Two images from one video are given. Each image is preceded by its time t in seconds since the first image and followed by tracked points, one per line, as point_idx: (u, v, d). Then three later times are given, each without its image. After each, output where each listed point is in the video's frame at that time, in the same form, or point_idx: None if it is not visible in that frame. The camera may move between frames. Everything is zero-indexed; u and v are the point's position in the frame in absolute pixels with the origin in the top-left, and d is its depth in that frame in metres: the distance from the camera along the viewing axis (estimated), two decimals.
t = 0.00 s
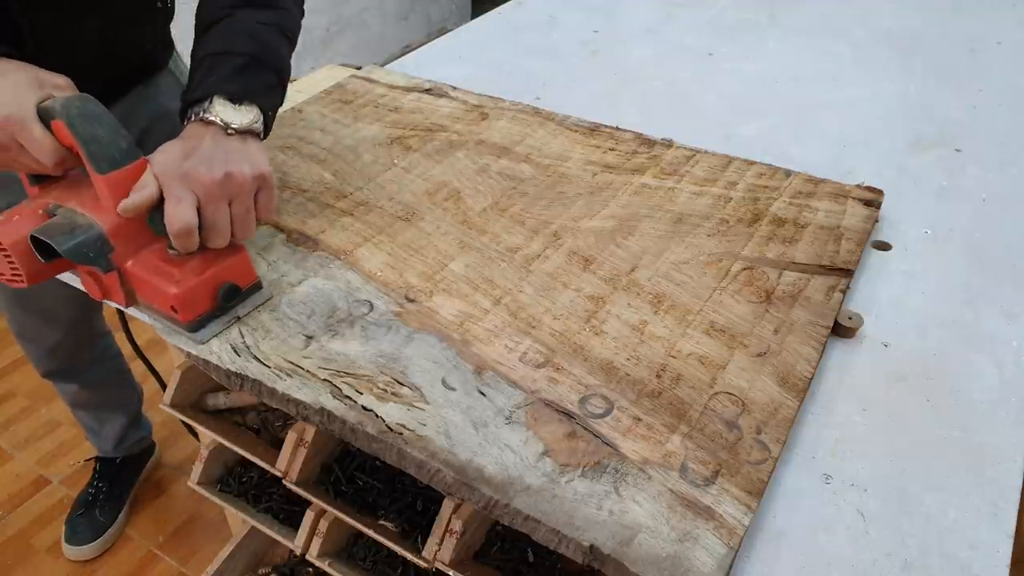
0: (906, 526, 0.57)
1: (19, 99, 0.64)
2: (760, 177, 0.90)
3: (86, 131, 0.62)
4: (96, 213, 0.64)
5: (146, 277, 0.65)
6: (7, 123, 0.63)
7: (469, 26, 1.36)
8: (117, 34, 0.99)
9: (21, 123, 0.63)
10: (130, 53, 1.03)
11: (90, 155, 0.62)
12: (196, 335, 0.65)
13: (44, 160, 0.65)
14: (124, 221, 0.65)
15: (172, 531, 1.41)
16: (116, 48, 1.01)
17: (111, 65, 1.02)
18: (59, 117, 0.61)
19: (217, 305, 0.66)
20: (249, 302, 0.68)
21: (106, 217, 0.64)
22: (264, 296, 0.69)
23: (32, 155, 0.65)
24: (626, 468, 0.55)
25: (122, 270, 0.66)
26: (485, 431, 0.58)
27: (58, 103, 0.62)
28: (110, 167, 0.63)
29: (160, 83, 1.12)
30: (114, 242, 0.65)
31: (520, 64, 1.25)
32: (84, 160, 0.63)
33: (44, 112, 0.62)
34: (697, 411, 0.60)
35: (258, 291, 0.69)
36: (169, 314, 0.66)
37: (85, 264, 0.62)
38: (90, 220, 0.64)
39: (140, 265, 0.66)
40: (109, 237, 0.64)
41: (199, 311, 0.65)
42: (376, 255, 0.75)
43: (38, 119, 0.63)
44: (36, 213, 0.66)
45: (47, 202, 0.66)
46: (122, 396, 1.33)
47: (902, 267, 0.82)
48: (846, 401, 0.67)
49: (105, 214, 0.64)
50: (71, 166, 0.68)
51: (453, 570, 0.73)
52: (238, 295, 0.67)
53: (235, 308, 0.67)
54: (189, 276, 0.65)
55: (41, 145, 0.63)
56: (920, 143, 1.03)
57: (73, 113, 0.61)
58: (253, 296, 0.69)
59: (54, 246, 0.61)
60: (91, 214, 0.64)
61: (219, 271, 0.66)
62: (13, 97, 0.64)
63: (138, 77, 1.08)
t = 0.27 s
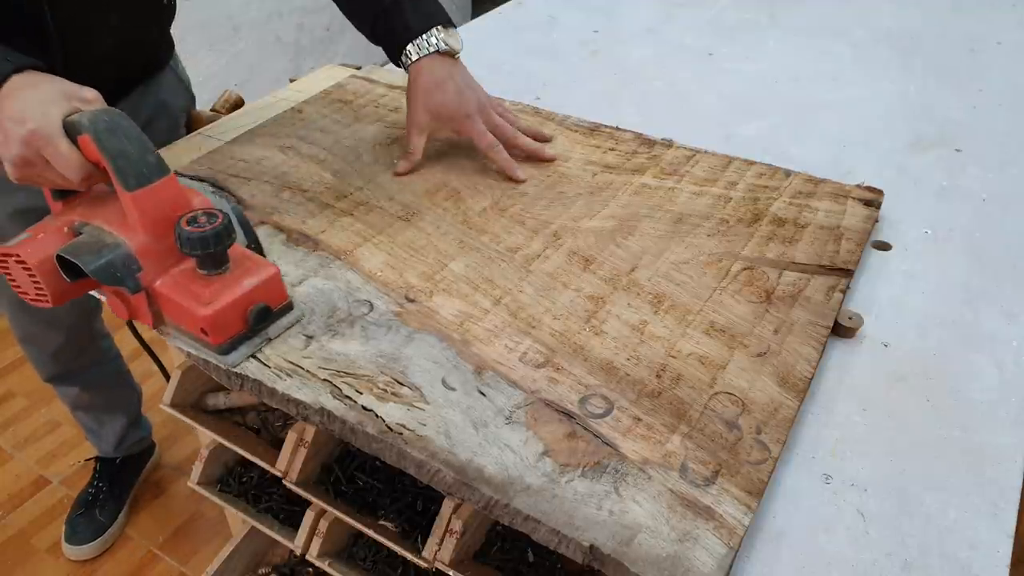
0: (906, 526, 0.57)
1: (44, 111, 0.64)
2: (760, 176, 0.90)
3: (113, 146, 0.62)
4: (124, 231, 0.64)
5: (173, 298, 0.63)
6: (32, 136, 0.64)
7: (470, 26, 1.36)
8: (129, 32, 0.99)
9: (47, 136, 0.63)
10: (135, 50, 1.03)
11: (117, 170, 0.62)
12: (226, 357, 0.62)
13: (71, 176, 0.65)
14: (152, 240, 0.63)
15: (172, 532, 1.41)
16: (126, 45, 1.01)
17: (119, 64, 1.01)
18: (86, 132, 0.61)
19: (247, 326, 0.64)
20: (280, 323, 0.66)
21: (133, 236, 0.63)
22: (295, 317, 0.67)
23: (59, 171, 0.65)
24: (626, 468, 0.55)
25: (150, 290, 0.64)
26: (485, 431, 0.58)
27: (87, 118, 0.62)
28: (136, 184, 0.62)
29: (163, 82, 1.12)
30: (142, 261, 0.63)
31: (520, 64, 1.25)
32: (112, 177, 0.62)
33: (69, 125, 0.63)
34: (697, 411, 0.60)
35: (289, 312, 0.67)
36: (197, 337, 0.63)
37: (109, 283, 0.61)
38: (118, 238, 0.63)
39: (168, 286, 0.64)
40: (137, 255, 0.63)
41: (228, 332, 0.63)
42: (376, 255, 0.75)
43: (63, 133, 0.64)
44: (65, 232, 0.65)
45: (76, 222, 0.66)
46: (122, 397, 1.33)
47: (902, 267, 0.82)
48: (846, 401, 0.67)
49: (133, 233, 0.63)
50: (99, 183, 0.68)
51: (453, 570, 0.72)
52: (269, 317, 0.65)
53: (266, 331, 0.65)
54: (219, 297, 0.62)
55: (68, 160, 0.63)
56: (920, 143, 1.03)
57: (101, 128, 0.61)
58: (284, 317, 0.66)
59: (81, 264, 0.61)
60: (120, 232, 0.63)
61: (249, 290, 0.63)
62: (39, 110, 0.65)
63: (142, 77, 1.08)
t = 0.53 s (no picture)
0: (906, 526, 0.57)
1: (98, 135, 0.60)
2: (760, 177, 0.90)
3: (173, 173, 0.57)
4: (182, 261, 0.59)
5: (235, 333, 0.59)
6: (85, 164, 0.60)
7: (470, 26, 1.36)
8: (142, 33, 0.99)
9: (100, 163, 0.60)
10: (143, 49, 1.02)
11: (177, 199, 0.57)
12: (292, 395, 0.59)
13: (124, 203, 0.61)
14: (212, 271, 0.59)
15: (172, 532, 1.41)
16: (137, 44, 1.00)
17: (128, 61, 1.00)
18: (143, 158, 0.58)
19: (314, 361, 0.60)
20: (344, 356, 0.63)
21: (193, 267, 0.59)
22: (360, 350, 0.64)
23: (112, 197, 0.62)
24: (626, 468, 0.55)
25: (210, 325, 0.60)
26: (485, 431, 0.58)
27: (143, 143, 0.58)
28: (198, 214, 0.58)
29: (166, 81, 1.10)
30: (202, 294, 0.59)
31: (520, 64, 1.25)
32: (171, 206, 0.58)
33: (125, 151, 0.59)
34: (697, 411, 0.60)
35: (353, 344, 0.64)
36: (261, 373, 0.59)
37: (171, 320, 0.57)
38: (177, 270, 0.59)
39: (230, 320, 0.59)
40: (196, 288, 0.59)
41: (296, 369, 0.59)
42: (376, 255, 0.75)
43: (118, 159, 0.60)
44: (120, 264, 0.61)
45: (128, 253, 0.62)
46: (122, 400, 1.33)
47: (902, 267, 0.82)
48: (846, 401, 0.67)
49: (192, 263, 0.59)
50: (151, 209, 0.64)
51: (453, 570, 0.72)
52: (335, 351, 0.62)
53: (330, 364, 0.62)
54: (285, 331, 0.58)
55: (122, 186, 0.60)
56: (920, 143, 1.03)
57: (159, 154, 0.57)
58: (348, 350, 0.63)
59: (140, 300, 0.57)
60: (178, 263, 0.59)
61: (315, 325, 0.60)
62: (91, 135, 0.61)
63: (147, 79, 1.07)
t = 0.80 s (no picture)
0: (906, 526, 0.57)
1: (112, 139, 0.60)
2: (760, 177, 0.90)
3: (187, 177, 0.57)
4: (195, 266, 0.59)
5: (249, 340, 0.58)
6: (98, 168, 0.60)
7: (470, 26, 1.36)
8: (131, 25, 1.00)
9: (114, 167, 0.60)
10: (133, 45, 1.03)
11: (190, 204, 0.57)
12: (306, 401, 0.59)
13: (136, 208, 0.61)
14: (225, 276, 0.59)
15: (172, 532, 1.41)
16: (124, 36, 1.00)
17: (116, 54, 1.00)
18: (157, 162, 0.57)
19: (328, 368, 0.60)
20: (358, 362, 0.62)
21: (205, 272, 0.59)
22: (374, 356, 0.63)
23: (125, 202, 0.61)
24: (626, 468, 0.55)
25: (223, 331, 0.59)
26: (485, 431, 0.58)
27: (157, 147, 0.58)
28: (211, 219, 0.57)
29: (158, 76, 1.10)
30: (216, 300, 0.59)
31: (520, 64, 1.25)
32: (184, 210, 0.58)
33: (139, 156, 0.59)
34: (697, 411, 0.60)
35: (367, 349, 0.63)
36: (275, 380, 0.59)
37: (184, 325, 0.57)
38: (189, 275, 0.59)
39: (243, 326, 0.59)
40: (209, 293, 0.58)
41: (310, 376, 0.59)
42: (376, 255, 0.75)
43: (132, 164, 0.60)
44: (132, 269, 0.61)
45: (141, 258, 0.62)
46: (122, 399, 1.33)
47: (902, 267, 0.82)
48: (846, 401, 0.67)
49: (205, 269, 0.59)
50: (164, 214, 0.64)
51: (453, 570, 0.72)
52: (349, 357, 0.61)
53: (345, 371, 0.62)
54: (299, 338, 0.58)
55: (135, 191, 0.60)
56: (920, 143, 1.03)
57: (173, 158, 0.57)
58: (362, 356, 0.63)
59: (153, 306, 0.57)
60: (191, 269, 0.59)
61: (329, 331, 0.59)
62: (105, 139, 0.61)
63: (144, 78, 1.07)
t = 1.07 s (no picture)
0: (906, 526, 0.57)
1: (161, 159, 0.58)
2: (760, 177, 0.90)
3: (241, 198, 0.55)
4: (249, 290, 0.57)
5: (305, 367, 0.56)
6: (148, 190, 0.58)
7: (470, 26, 1.37)
8: (150, 24, 0.99)
9: (164, 188, 0.57)
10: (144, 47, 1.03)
11: (245, 225, 0.55)
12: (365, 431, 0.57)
13: (187, 231, 0.59)
14: (280, 300, 0.57)
15: (171, 532, 1.40)
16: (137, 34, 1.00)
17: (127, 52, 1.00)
18: (209, 181, 0.55)
19: (387, 395, 0.58)
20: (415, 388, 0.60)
21: (260, 297, 0.57)
22: (431, 381, 0.61)
23: (174, 225, 0.59)
24: (626, 468, 0.55)
25: (278, 358, 0.57)
26: (485, 431, 0.58)
27: (211, 167, 0.56)
28: (266, 242, 0.55)
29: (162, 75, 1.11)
30: (271, 324, 0.57)
31: (520, 64, 1.25)
32: (239, 233, 0.55)
33: (191, 176, 0.57)
34: (697, 411, 0.60)
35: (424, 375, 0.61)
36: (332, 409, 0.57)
37: (240, 353, 0.55)
38: (244, 301, 0.57)
39: (299, 353, 0.57)
40: (265, 319, 0.57)
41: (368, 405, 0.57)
42: (376, 255, 0.75)
43: (182, 185, 0.58)
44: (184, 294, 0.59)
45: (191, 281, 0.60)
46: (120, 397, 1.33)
47: (902, 267, 0.82)
48: (846, 401, 0.67)
49: (260, 293, 0.57)
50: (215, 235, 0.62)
51: (453, 570, 0.72)
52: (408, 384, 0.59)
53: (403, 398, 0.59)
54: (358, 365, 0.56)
55: (185, 213, 0.58)
56: (920, 143, 1.03)
57: (227, 178, 0.55)
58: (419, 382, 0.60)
59: (207, 332, 0.55)
60: (246, 294, 0.57)
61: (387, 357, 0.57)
62: (154, 158, 0.59)
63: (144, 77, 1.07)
